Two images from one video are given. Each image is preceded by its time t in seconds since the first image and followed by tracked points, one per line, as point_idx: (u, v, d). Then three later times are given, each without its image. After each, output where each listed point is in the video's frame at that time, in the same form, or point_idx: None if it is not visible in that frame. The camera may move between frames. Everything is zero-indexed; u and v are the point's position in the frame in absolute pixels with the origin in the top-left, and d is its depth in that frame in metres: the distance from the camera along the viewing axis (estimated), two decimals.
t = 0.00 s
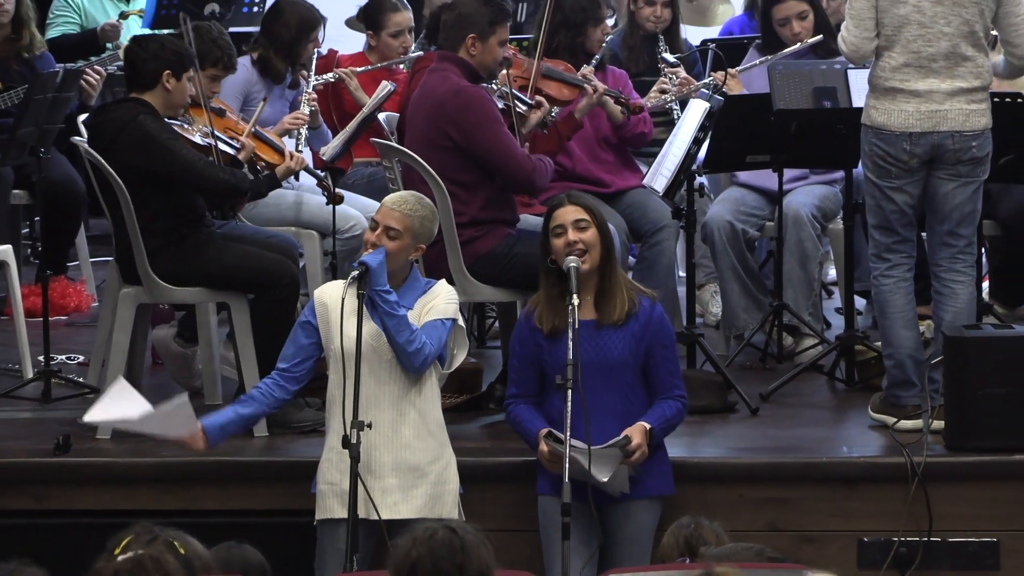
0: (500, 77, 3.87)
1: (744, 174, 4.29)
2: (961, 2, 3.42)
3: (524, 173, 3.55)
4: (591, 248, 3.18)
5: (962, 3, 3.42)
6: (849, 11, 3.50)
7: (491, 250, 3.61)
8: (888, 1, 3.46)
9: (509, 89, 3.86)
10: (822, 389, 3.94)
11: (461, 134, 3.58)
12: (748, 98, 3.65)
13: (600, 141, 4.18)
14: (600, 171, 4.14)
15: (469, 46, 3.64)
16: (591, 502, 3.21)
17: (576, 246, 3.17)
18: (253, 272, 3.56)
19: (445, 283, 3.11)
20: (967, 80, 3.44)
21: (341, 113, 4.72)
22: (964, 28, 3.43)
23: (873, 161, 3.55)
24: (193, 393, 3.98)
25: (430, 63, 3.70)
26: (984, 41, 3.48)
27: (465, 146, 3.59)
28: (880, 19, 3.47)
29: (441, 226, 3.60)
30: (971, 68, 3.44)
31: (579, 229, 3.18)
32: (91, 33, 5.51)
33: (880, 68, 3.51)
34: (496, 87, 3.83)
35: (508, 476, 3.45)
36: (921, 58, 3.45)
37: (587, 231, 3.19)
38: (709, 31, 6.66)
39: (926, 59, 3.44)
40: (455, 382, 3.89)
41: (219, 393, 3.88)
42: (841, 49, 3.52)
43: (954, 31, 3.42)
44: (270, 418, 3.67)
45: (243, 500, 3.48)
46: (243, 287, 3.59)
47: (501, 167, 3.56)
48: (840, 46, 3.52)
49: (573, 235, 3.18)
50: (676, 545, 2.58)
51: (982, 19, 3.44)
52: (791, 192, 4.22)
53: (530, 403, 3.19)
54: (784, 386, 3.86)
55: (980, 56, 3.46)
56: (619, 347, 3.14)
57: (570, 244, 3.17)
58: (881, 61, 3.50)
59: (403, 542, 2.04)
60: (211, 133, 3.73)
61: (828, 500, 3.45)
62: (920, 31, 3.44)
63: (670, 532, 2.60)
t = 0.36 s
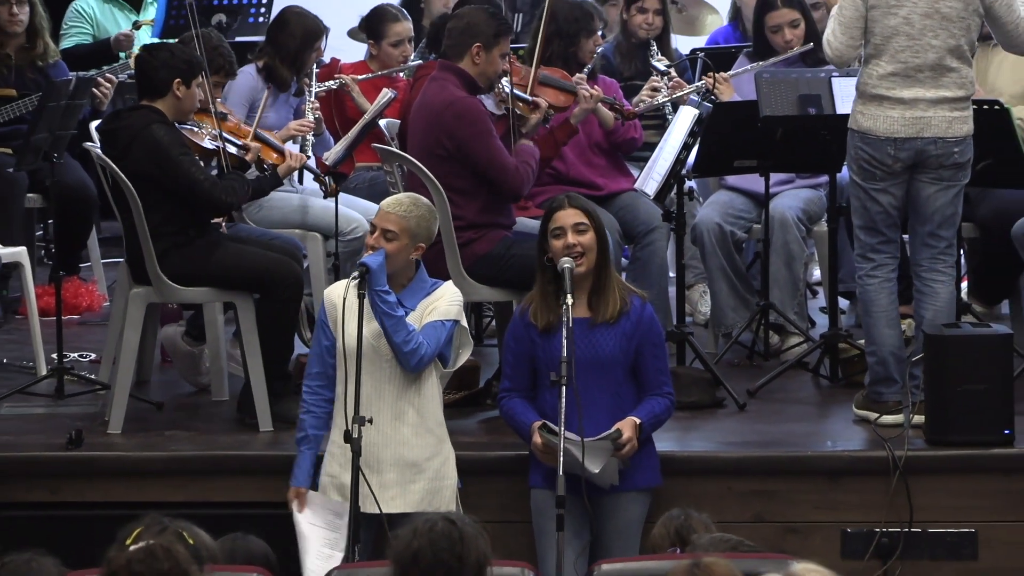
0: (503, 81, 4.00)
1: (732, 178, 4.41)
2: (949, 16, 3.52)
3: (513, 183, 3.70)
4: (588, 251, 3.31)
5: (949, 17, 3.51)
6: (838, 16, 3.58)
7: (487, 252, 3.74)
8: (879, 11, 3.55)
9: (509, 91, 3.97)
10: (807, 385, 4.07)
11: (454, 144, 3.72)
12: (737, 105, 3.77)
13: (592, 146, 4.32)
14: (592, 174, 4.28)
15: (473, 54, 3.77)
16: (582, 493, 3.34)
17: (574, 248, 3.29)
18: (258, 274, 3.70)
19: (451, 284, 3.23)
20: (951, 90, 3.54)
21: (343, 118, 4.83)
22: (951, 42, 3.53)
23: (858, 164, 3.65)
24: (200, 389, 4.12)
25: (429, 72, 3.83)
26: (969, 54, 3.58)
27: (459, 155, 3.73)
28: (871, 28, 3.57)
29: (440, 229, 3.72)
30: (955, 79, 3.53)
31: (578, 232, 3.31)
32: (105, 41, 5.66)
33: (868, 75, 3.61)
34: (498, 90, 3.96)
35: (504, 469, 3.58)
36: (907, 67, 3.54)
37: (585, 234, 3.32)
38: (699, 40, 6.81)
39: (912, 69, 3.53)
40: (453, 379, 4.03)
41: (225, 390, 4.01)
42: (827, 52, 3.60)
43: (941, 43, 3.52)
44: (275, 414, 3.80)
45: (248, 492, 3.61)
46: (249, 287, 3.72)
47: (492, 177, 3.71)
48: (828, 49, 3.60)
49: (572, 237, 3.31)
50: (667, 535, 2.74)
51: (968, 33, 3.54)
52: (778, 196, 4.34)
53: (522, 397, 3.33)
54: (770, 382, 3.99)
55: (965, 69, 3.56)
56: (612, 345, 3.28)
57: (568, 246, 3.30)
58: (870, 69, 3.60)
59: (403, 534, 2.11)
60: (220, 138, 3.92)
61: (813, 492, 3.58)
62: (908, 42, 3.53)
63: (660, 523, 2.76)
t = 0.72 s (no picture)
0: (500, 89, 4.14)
1: (725, 181, 4.55)
2: (941, 27, 3.62)
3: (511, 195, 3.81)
4: (591, 255, 3.45)
5: (942, 27, 3.62)
6: (837, 25, 3.70)
7: (487, 253, 3.88)
8: (873, 21, 3.67)
9: (507, 100, 4.10)
10: (796, 381, 4.20)
11: (458, 149, 3.85)
12: (728, 112, 3.90)
13: (589, 151, 4.46)
14: (589, 178, 4.42)
15: (472, 58, 3.90)
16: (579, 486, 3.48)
17: (577, 251, 3.44)
18: (266, 275, 3.83)
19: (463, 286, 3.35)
20: (942, 98, 3.67)
21: (349, 125, 4.97)
22: (943, 51, 3.64)
23: (851, 168, 3.78)
24: (212, 385, 4.26)
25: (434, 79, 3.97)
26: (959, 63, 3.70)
27: (462, 160, 3.86)
28: (865, 37, 3.69)
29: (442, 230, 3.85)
30: (946, 88, 3.66)
31: (582, 237, 3.45)
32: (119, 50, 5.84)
33: (862, 82, 3.73)
34: (495, 98, 4.08)
35: (503, 463, 3.72)
36: (900, 76, 3.66)
37: (590, 240, 3.46)
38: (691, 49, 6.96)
39: (904, 78, 3.65)
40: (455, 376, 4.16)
41: (235, 386, 4.15)
42: (828, 60, 3.72)
43: (932, 53, 3.64)
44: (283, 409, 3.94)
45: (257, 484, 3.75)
46: (257, 287, 3.85)
47: (492, 184, 3.83)
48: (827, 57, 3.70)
49: (577, 240, 3.46)
50: (661, 526, 2.87)
51: (959, 43, 3.65)
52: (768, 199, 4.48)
53: (522, 388, 3.47)
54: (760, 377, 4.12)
55: (955, 77, 3.68)
56: (613, 348, 3.42)
57: (572, 249, 3.45)
58: (863, 76, 3.72)
59: (410, 523, 2.25)
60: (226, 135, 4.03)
61: (802, 484, 3.71)
62: (900, 51, 3.65)
63: (654, 515, 2.90)
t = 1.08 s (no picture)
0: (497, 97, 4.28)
1: (717, 185, 4.68)
2: (931, 35, 3.75)
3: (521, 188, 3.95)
4: (586, 260, 3.58)
5: (932, 36, 3.75)
6: (830, 34, 3.81)
7: (490, 253, 4.02)
8: (866, 29, 3.79)
9: (506, 107, 4.27)
10: (787, 378, 4.34)
11: (463, 151, 3.98)
12: (721, 118, 4.03)
13: (587, 155, 4.60)
14: (586, 181, 4.57)
15: (473, 65, 4.03)
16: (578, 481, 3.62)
17: (574, 255, 3.57)
18: (273, 276, 3.97)
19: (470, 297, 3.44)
20: (930, 105, 3.79)
21: (354, 129, 5.10)
22: (932, 59, 3.76)
23: (842, 172, 3.90)
24: (223, 382, 4.40)
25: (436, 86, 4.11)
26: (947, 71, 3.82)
27: (467, 161, 3.99)
28: (858, 45, 3.80)
29: (444, 233, 3.99)
30: (934, 95, 3.78)
31: (580, 241, 3.58)
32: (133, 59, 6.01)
33: (854, 88, 3.84)
34: (494, 106, 4.25)
35: (503, 457, 3.86)
36: (891, 82, 3.78)
37: (588, 244, 3.58)
38: (685, 57, 7.11)
39: (895, 85, 3.77)
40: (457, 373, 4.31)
41: (245, 382, 4.30)
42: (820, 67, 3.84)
43: (922, 61, 3.76)
44: (291, 405, 4.08)
45: (266, 477, 3.89)
46: (265, 287, 4.00)
47: (500, 182, 3.96)
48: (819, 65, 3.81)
49: (574, 244, 3.58)
50: (658, 518, 3.01)
51: (948, 52, 3.78)
52: (759, 202, 4.61)
53: (525, 382, 3.60)
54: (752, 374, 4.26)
55: (944, 85, 3.79)
56: (613, 349, 3.56)
57: (570, 252, 3.57)
58: (855, 82, 3.84)
59: (417, 515, 2.40)
60: (236, 141, 4.20)
61: (792, 478, 3.84)
62: (891, 59, 3.77)
63: (652, 508, 3.03)
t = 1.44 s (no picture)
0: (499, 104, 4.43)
1: (712, 188, 4.82)
2: (915, 46, 3.87)
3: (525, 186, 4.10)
4: (586, 262, 3.72)
5: (916, 47, 3.87)
6: (817, 45, 3.94)
7: (491, 254, 4.15)
8: (853, 39, 3.92)
9: (510, 116, 4.44)
10: (779, 375, 4.47)
11: (468, 154, 4.11)
12: (716, 125, 4.17)
13: (586, 162, 4.75)
14: (585, 187, 4.73)
15: (478, 73, 4.17)
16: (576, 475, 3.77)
17: (573, 258, 3.71)
18: (283, 277, 4.12)
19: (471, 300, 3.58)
20: (915, 113, 3.92)
21: (361, 135, 5.26)
22: (916, 68, 3.89)
23: (833, 176, 4.05)
24: (234, 378, 4.55)
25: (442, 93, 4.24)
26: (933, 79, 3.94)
27: (472, 164, 4.12)
28: (845, 55, 3.94)
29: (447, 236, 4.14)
30: (920, 103, 3.91)
31: (578, 244, 3.72)
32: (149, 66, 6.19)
33: (842, 96, 3.98)
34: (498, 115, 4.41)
35: (504, 451, 4.00)
36: (877, 91, 3.91)
37: (587, 248, 3.72)
38: (678, 65, 7.28)
39: (881, 93, 3.90)
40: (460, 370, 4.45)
41: (255, 379, 4.44)
42: (809, 76, 3.97)
43: (907, 71, 3.89)
44: (299, 401, 4.22)
45: (276, 470, 4.04)
46: (275, 288, 4.14)
47: (505, 182, 4.11)
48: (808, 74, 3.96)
49: (574, 247, 3.73)
50: (655, 510, 3.16)
51: (933, 61, 3.89)
52: (752, 205, 4.75)
53: (529, 379, 3.75)
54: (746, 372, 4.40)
55: (929, 93, 3.92)
56: (613, 349, 3.70)
57: (570, 255, 3.72)
58: (843, 91, 3.98)
59: (423, 507, 2.55)
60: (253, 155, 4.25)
61: (784, 471, 3.97)
62: (877, 68, 3.90)
63: (648, 500, 3.18)
